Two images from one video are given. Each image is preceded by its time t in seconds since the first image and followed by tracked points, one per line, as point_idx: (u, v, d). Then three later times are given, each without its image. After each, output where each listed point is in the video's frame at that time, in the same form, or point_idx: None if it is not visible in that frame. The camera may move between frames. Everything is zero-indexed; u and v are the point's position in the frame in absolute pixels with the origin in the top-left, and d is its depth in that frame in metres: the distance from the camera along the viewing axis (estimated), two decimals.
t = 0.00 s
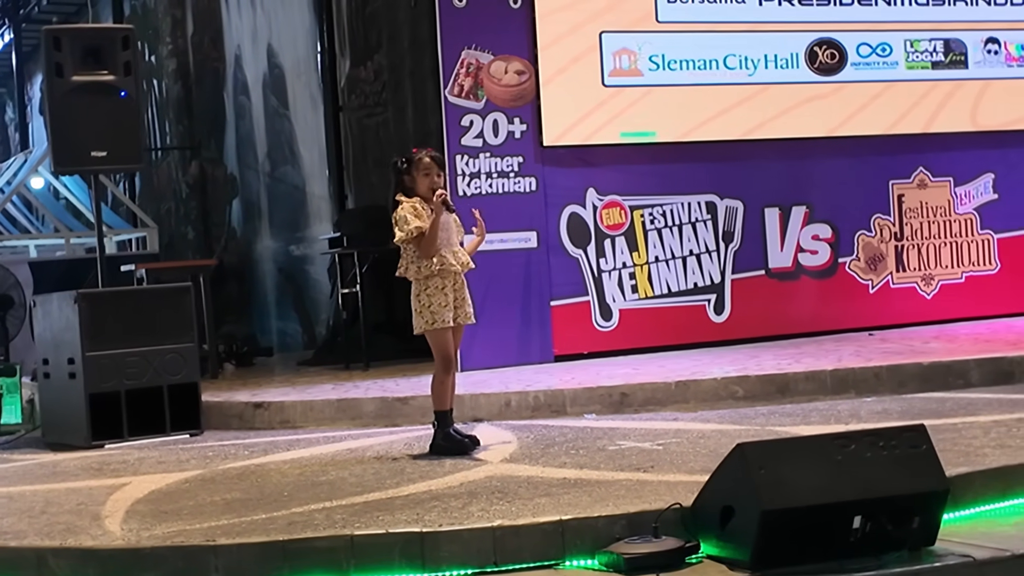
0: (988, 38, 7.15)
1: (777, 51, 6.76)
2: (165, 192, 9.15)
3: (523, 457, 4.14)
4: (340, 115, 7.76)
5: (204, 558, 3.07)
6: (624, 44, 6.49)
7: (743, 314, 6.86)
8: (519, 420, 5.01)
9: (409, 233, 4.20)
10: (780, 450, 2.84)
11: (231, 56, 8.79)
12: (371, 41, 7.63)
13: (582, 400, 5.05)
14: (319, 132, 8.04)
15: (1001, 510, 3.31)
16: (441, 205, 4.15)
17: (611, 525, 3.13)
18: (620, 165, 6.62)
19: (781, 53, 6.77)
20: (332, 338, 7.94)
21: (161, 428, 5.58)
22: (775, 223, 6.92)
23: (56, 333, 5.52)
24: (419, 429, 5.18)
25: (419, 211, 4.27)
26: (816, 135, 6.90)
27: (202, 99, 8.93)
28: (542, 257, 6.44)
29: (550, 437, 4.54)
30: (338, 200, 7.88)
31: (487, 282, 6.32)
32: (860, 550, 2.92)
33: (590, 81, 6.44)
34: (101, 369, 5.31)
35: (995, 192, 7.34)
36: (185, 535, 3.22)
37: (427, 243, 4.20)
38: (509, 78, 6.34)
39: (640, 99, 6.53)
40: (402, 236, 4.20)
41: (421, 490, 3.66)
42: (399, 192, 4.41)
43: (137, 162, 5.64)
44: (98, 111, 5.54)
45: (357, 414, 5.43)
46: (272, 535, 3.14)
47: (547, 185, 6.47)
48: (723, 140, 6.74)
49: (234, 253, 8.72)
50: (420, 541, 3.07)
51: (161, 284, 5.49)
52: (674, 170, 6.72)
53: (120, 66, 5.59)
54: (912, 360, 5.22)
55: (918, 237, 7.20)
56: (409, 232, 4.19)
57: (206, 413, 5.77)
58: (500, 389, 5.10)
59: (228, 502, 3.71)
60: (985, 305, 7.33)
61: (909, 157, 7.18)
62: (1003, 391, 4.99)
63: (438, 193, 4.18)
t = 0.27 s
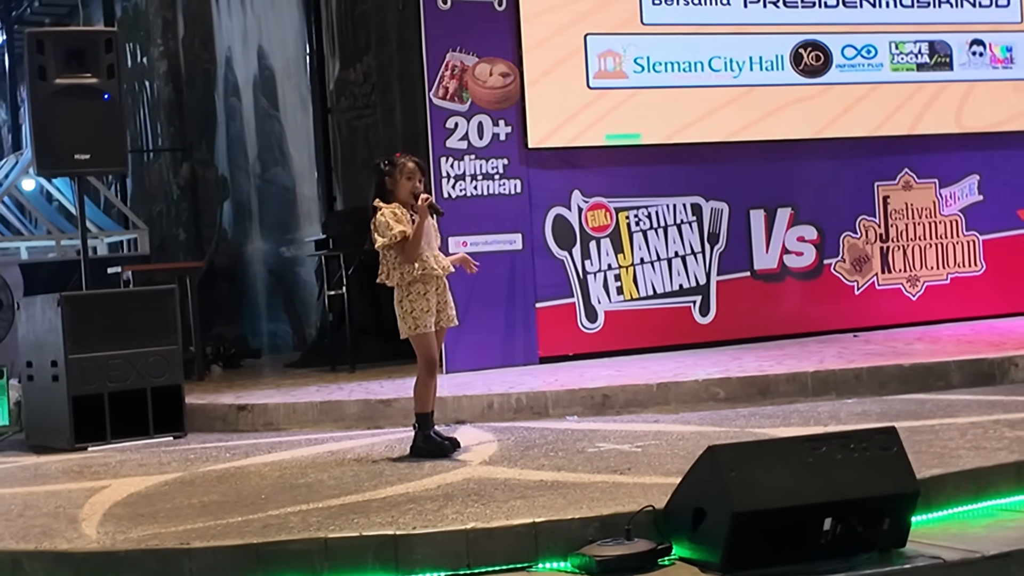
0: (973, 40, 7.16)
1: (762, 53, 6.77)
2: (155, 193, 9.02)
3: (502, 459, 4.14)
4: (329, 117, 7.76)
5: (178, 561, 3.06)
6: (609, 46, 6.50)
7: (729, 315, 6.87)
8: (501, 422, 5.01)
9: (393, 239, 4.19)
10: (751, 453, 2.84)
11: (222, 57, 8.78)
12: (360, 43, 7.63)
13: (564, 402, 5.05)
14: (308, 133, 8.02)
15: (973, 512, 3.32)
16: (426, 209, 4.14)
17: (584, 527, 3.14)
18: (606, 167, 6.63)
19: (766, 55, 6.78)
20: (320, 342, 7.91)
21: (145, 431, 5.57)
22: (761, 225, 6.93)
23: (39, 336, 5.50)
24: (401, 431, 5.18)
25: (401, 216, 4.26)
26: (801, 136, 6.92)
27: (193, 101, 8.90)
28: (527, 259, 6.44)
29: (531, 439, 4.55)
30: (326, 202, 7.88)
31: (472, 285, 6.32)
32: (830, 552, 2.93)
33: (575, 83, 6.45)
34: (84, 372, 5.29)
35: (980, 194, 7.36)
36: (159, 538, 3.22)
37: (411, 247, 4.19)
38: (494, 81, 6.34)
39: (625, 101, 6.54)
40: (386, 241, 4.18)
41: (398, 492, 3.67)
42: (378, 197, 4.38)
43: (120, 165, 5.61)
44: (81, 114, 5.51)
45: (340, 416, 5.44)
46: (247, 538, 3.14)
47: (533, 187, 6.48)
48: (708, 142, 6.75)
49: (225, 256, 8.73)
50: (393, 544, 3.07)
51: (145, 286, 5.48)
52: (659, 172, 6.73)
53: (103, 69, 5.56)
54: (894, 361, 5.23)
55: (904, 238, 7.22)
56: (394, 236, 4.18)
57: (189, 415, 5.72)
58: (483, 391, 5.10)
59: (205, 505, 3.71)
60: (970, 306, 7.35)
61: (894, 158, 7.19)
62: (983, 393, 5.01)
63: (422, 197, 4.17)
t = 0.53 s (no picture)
0: (958, 44, 7.18)
1: (748, 57, 6.79)
2: (150, 196, 8.89)
3: (480, 464, 4.15)
4: (320, 120, 7.73)
5: (150, 566, 3.07)
6: (594, 51, 6.52)
7: (714, 319, 6.88)
8: (483, 426, 5.01)
9: (378, 245, 4.13)
10: (720, 459, 2.85)
11: (215, 60, 8.50)
12: (352, 47, 7.63)
13: (546, 406, 5.06)
14: (299, 135, 7.87)
15: (944, 517, 3.34)
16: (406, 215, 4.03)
17: (555, 532, 3.15)
18: (592, 171, 6.63)
19: (752, 60, 6.80)
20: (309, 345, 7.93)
21: (129, 436, 5.57)
22: (746, 228, 6.94)
23: (23, 341, 5.49)
24: (384, 436, 5.19)
25: (383, 223, 4.19)
26: (787, 140, 6.93)
27: (187, 104, 8.64)
28: (512, 263, 6.45)
29: (511, 443, 4.55)
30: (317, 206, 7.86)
31: (457, 289, 6.33)
32: (798, 557, 2.94)
33: (560, 87, 6.46)
34: (67, 378, 5.29)
35: (967, 197, 7.37)
36: (133, 544, 3.22)
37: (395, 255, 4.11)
38: (479, 85, 6.36)
39: (610, 105, 6.55)
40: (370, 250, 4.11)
41: (374, 497, 3.68)
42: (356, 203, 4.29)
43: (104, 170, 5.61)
44: (65, 118, 5.51)
45: (323, 420, 5.44)
46: (220, 544, 3.14)
47: (518, 191, 6.48)
48: (694, 146, 6.76)
49: (218, 259, 8.48)
50: (365, 549, 3.08)
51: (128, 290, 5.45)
52: (645, 176, 6.74)
53: (87, 74, 5.55)
54: (875, 365, 5.25)
55: (890, 241, 7.23)
56: (378, 243, 4.11)
57: (174, 420, 5.69)
58: (466, 396, 5.10)
59: (182, 510, 3.71)
60: (956, 310, 7.37)
61: (880, 162, 7.21)
62: (964, 397, 5.02)
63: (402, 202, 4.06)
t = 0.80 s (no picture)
0: (948, 46, 7.19)
1: (737, 59, 6.80)
2: (146, 199, 8.60)
3: (464, 466, 4.16)
4: (314, 123, 7.66)
5: (129, 567, 3.08)
6: (583, 53, 6.53)
7: (704, 320, 6.89)
8: (470, 428, 5.00)
9: (363, 248, 4.06)
10: (694, 460, 2.86)
11: (211, 62, 8.45)
12: (346, 49, 7.53)
13: (532, 408, 5.05)
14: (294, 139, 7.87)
15: (921, 518, 3.35)
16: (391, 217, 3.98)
17: (532, 533, 3.16)
18: (582, 173, 6.64)
19: (741, 62, 6.81)
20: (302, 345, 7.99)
21: (117, 438, 5.57)
22: (736, 230, 6.95)
23: (12, 343, 5.49)
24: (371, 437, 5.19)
25: (367, 225, 4.11)
26: (777, 142, 6.94)
27: (183, 107, 8.47)
28: (502, 265, 6.46)
29: (496, 445, 4.56)
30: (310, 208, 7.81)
31: (446, 291, 6.34)
32: (774, 558, 2.95)
33: (549, 90, 6.47)
34: (56, 380, 5.29)
35: (956, 199, 7.39)
36: (113, 546, 3.23)
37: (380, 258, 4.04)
38: (468, 87, 6.37)
39: (600, 107, 6.56)
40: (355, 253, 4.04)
41: (355, 499, 3.73)
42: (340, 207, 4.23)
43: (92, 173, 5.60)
44: (53, 121, 5.49)
45: (310, 422, 5.45)
46: (199, 545, 3.15)
47: (507, 194, 6.49)
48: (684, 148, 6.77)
49: (215, 261, 8.40)
50: (343, 551, 3.09)
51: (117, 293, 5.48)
52: (635, 178, 6.75)
53: (76, 77, 5.55)
54: (860, 366, 5.26)
55: (880, 243, 7.24)
56: (363, 246, 4.04)
57: (163, 422, 5.73)
58: (453, 397, 5.09)
59: (164, 512, 3.72)
60: (945, 311, 7.39)
61: (870, 164, 7.22)
62: (948, 398, 5.04)
63: (387, 205, 3.99)
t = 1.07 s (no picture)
0: (944, 47, 7.19)
1: (733, 61, 6.80)
2: (146, 200, 8.56)
3: (455, 467, 4.16)
4: (312, 123, 7.64)
5: (117, 568, 3.09)
6: (579, 55, 6.53)
7: (700, 322, 6.89)
8: (463, 429, 4.99)
9: (353, 251, 4.06)
10: (679, 462, 2.87)
11: (211, 64, 8.40)
12: (345, 50, 7.52)
13: (526, 409, 5.04)
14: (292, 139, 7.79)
15: (909, 519, 3.36)
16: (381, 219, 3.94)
17: (519, 534, 3.18)
18: (577, 175, 6.64)
19: (737, 64, 6.81)
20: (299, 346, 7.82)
21: (112, 439, 5.58)
22: (732, 232, 6.95)
23: (6, 344, 5.49)
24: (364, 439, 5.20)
25: (357, 229, 4.12)
26: (773, 144, 6.94)
27: (183, 108, 8.44)
28: (497, 267, 6.47)
29: (488, 446, 4.56)
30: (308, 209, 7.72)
31: (441, 292, 6.34)
32: (759, 559, 2.95)
33: (544, 92, 6.47)
34: (51, 381, 5.28)
35: (952, 200, 7.39)
36: (101, 548, 3.24)
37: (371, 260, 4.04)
38: (464, 89, 6.38)
39: (595, 109, 6.56)
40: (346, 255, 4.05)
41: (345, 501, 3.75)
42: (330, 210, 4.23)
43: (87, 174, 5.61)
44: (48, 123, 5.50)
45: (304, 424, 5.46)
46: (187, 547, 3.16)
47: (502, 195, 6.49)
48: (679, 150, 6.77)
49: (214, 262, 8.31)
50: (330, 551, 3.09)
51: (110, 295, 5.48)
52: (630, 180, 6.75)
53: (70, 79, 5.56)
54: (853, 368, 5.27)
55: (876, 245, 7.24)
56: (353, 249, 4.05)
57: (158, 423, 5.74)
58: (446, 399, 5.08)
59: (153, 513, 3.73)
60: (941, 313, 7.39)
61: (866, 166, 7.22)
62: (941, 400, 5.04)
63: (377, 206, 3.97)
